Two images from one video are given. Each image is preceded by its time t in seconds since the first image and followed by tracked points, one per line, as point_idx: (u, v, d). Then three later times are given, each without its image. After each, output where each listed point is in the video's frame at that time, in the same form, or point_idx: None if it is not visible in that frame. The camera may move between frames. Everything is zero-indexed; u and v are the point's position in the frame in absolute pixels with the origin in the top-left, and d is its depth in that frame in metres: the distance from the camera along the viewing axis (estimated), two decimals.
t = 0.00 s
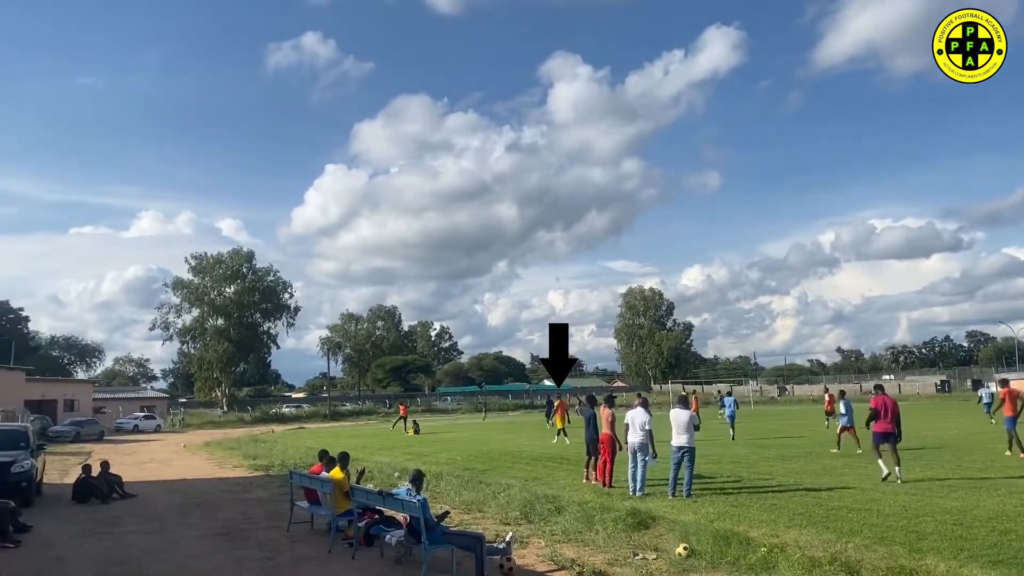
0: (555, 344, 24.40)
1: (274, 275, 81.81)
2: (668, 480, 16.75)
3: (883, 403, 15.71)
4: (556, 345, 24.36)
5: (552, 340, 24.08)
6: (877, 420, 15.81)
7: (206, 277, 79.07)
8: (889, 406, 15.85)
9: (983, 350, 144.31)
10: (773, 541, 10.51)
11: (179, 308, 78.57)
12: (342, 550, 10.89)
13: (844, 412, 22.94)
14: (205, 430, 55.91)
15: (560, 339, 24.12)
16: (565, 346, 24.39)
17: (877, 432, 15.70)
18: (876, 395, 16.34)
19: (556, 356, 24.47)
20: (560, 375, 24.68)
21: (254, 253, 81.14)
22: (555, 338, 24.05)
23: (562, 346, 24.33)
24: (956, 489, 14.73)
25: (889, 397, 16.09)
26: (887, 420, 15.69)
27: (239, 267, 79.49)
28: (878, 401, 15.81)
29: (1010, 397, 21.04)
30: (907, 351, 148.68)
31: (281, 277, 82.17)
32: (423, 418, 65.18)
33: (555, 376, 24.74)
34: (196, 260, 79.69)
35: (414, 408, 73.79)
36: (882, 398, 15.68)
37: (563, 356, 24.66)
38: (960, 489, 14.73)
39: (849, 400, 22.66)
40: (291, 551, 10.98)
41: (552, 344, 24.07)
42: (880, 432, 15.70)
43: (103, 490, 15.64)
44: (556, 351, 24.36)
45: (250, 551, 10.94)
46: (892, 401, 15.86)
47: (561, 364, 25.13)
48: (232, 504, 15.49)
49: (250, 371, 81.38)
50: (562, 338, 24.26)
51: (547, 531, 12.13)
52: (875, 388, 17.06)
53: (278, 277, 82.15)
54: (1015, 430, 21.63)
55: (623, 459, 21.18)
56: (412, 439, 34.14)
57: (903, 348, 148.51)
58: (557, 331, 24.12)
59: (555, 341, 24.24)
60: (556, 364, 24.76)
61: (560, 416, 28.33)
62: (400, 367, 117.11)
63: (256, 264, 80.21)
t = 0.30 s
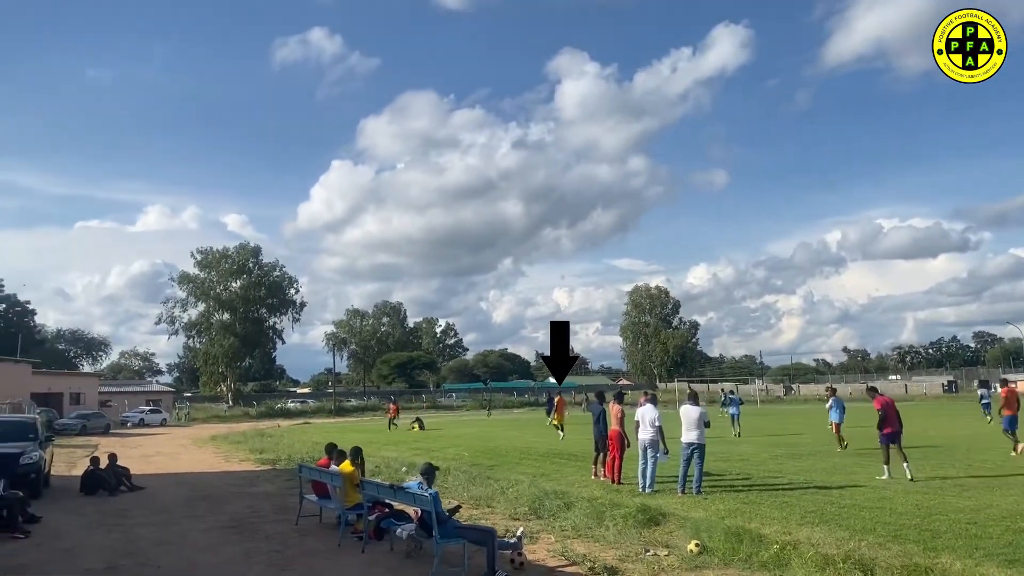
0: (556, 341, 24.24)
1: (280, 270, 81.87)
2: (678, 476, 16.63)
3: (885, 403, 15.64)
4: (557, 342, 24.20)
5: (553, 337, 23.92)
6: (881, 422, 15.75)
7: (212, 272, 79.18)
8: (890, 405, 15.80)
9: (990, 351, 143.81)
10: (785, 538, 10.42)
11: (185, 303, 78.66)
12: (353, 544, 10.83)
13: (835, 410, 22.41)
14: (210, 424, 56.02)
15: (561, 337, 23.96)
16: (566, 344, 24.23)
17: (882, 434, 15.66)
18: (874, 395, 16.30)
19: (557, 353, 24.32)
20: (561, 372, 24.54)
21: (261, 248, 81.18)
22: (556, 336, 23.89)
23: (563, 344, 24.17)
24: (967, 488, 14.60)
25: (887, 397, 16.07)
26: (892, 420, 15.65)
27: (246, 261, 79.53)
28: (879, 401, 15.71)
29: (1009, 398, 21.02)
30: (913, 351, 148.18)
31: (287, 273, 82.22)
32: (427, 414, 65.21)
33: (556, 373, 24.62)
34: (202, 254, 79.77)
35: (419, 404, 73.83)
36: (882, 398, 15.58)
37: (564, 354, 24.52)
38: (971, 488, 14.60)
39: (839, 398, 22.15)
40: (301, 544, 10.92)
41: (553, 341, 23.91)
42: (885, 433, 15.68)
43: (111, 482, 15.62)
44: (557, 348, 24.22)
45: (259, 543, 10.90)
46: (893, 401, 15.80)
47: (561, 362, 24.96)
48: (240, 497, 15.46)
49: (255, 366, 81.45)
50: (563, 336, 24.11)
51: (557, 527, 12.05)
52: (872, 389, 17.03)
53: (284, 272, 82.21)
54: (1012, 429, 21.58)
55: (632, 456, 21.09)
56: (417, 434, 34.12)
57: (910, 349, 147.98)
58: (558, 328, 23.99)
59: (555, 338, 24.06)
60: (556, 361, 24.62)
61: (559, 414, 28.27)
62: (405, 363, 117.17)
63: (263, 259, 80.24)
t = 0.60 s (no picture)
0: (545, 342, 24.14)
1: (277, 267, 81.76)
2: (678, 475, 16.62)
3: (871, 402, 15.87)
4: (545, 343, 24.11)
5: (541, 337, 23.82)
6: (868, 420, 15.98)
7: (209, 268, 79.01)
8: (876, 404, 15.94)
9: (985, 353, 144.28)
10: (787, 537, 10.43)
11: (182, 299, 78.53)
12: (355, 540, 10.81)
13: (822, 411, 22.41)
14: (208, 420, 56.00)
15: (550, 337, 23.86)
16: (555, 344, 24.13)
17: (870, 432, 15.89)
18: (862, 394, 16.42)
19: (545, 353, 24.24)
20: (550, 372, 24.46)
21: (259, 245, 81.03)
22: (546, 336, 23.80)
23: (551, 344, 24.08)
24: (966, 488, 14.60)
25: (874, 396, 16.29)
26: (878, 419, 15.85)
27: (244, 258, 79.40)
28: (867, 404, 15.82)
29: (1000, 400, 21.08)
30: (909, 352, 148.54)
31: (285, 270, 82.10)
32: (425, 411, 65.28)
33: (544, 373, 24.55)
34: (200, 250, 79.63)
35: (416, 401, 73.84)
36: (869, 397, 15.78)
37: (553, 354, 24.42)
38: (970, 488, 14.59)
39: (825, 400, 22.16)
40: (302, 540, 10.90)
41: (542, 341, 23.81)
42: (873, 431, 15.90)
43: (111, 478, 15.57)
44: (545, 349, 24.11)
45: (260, 539, 10.89)
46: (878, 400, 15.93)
47: (550, 362, 24.86)
48: (240, 493, 15.45)
49: (252, 363, 81.37)
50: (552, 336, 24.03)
51: (559, 524, 12.05)
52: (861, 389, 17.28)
53: (281, 269, 82.08)
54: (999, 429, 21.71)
55: (632, 454, 21.12)
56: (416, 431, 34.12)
57: (906, 350, 148.27)
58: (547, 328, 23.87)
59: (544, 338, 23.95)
60: (545, 361, 24.54)
61: (550, 412, 28.27)
62: (402, 360, 117.14)
63: (260, 255, 80.12)
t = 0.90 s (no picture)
0: (530, 341, 24.09)
1: (267, 265, 81.44)
2: (672, 477, 16.63)
3: (845, 407, 15.94)
4: (530, 342, 24.06)
5: (526, 332, 23.79)
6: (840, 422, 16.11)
7: (199, 266, 78.64)
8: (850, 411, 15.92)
9: (972, 357, 145.14)
10: (782, 540, 10.44)
11: (171, 296, 78.12)
12: (349, 542, 10.75)
13: (800, 412, 22.45)
14: (197, 419, 55.69)
15: (535, 336, 23.81)
16: (540, 343, 24.07)
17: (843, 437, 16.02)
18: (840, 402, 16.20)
19: (530, 352, 24.18)
20: (534, 369, 24.39)
21: (249, 243, 80.68)
22: (531, 335, 23.74)
23: (536, 343, 24.03)
24: (958, 492, 14.64)
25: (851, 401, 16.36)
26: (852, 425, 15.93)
27: (233, 256, 79.04)
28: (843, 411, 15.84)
29: (977, 404, 21.21)
30: (898, 356, 149.33)
31: (275, 268, 81.79)
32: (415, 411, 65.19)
33: (529, 372, 24.51)
34: (189, 248, 79.26)
35: (406, 401, 73.70)
36: (844, 401, 15.84)
37: (539, 353, 24.37)
38: (962, 492, 14.64)
39: (802, 401, 22.20)
40: (296, 540, 10.86)
41: (526, 336, 23.79)
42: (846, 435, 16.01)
43: (101, 476, 15.46)
44: (529, 348, 24.05)
45: (256, 539, 10.84)
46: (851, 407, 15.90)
47: (535, 360, 24.84)
48: (233, 493, 15.36)
49: (242, 362, 81.03)
50: (538, 335, 23.99)
51: (553, 526, 12.04)
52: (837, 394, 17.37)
53: (271, 267, 81.75)
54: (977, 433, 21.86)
55: (625, 456, 21.13)
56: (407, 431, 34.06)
57: (894, 353, 148.96)
58: (532, 324, 23.87)
59: (528, 333, 23.93)
60: (530, 360, 24.50)
61: (535, 412, 28.26)
62: (393, 359, 116.89)
63: (251, 253, 79.77)
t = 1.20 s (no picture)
0: (513, 344, 24.07)
1: (248, 262, 80.94)
2: (655, 477, 16.72)
3: (805, 404, 16.40)
4: (514, 345, 24.04)
5: (510, 339, 23.71)
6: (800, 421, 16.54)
7: (180, 263, 78.05)
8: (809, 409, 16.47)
9: (949, 360, 146.98)
10: (764, 541, 10.55)
11: (151, 293, 77.46)
12: (333, 541, 10.76)
13: (765, 414, 22.57)
14: (176, 417, 55.30)
15: (518, 339, 23.78)
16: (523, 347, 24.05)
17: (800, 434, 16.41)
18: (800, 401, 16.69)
19: (514, 355, 24.17)
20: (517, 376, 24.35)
21: (230, 240, 80.10)
22: (514, 338, 23.71)
23: (520, 347, 24.02)
24: (938, 495, 14.80)
25: (808, 399, 16.86)
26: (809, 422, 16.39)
27: (215, 253, 78.48)
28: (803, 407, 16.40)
29: (943, 405, 21.49)
30: (876, 358, 150.82)
31: (256, 265, 81.28)
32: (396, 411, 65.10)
33: (512, 374, 24.51)
34: (169, 245, 78.63)
35: (388, 401, 73.55)
36: (804, 398, 16.31)
37: (522, 356, 24.36)
38: (942, 495, 14.79)
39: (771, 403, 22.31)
40: (280, 540, 10.84)
41: (510, 343, 23.72)
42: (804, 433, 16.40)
43: (82, 474, 15.33)
44: (513, 350, 24.04)
45: (241, 538, 10.82)
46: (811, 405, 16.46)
47: (518, 365, 24.79)
48: (216, 492, 15.28)
49: (222, 360, 80.51)
50: (521, 338, 23.96)
51: (537, 527, 12.08)
52: (793, 394, 17.87)
53: (252, 264, 81.23)
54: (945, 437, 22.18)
55: (608, 456, 21.20)
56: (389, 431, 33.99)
57: (873, 355, 150.44)
58: (517, 330, 23.79)
59: (513, 341, 23.85)
60: (513, 363, 24.50)
61: (515, 413, 28.32)
62: (374, 359, 116.50)
63: (232, 251, 79.24)
